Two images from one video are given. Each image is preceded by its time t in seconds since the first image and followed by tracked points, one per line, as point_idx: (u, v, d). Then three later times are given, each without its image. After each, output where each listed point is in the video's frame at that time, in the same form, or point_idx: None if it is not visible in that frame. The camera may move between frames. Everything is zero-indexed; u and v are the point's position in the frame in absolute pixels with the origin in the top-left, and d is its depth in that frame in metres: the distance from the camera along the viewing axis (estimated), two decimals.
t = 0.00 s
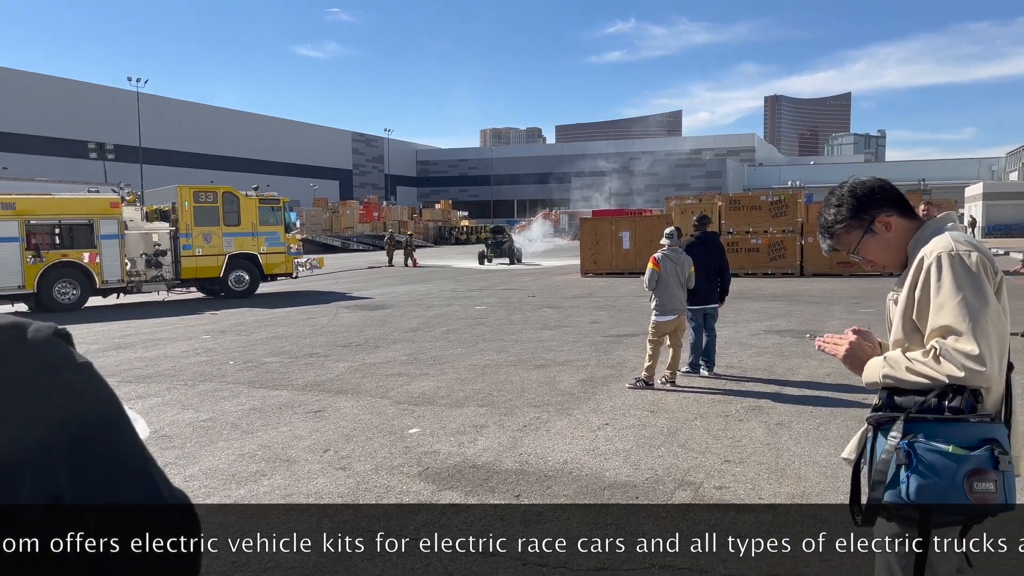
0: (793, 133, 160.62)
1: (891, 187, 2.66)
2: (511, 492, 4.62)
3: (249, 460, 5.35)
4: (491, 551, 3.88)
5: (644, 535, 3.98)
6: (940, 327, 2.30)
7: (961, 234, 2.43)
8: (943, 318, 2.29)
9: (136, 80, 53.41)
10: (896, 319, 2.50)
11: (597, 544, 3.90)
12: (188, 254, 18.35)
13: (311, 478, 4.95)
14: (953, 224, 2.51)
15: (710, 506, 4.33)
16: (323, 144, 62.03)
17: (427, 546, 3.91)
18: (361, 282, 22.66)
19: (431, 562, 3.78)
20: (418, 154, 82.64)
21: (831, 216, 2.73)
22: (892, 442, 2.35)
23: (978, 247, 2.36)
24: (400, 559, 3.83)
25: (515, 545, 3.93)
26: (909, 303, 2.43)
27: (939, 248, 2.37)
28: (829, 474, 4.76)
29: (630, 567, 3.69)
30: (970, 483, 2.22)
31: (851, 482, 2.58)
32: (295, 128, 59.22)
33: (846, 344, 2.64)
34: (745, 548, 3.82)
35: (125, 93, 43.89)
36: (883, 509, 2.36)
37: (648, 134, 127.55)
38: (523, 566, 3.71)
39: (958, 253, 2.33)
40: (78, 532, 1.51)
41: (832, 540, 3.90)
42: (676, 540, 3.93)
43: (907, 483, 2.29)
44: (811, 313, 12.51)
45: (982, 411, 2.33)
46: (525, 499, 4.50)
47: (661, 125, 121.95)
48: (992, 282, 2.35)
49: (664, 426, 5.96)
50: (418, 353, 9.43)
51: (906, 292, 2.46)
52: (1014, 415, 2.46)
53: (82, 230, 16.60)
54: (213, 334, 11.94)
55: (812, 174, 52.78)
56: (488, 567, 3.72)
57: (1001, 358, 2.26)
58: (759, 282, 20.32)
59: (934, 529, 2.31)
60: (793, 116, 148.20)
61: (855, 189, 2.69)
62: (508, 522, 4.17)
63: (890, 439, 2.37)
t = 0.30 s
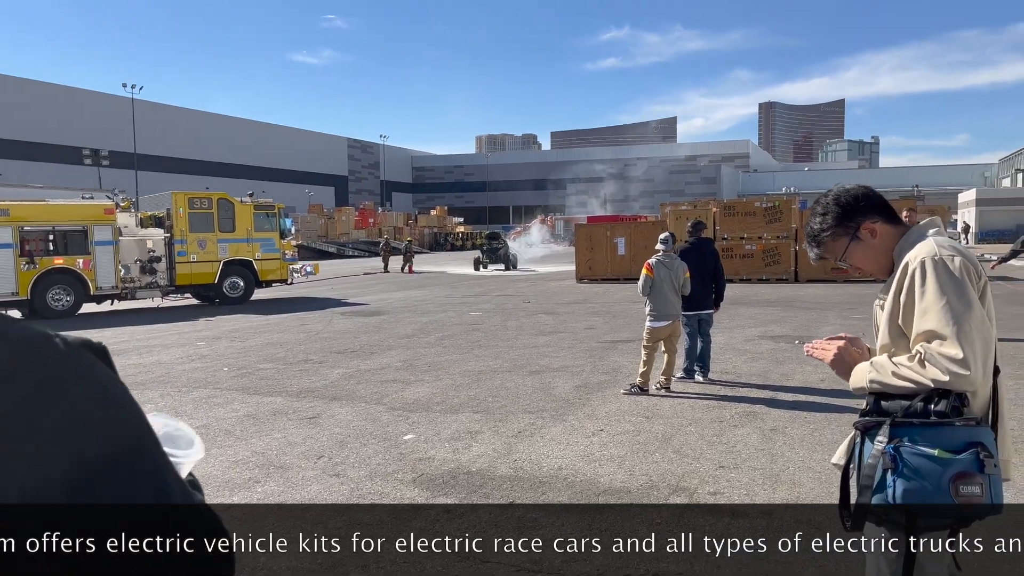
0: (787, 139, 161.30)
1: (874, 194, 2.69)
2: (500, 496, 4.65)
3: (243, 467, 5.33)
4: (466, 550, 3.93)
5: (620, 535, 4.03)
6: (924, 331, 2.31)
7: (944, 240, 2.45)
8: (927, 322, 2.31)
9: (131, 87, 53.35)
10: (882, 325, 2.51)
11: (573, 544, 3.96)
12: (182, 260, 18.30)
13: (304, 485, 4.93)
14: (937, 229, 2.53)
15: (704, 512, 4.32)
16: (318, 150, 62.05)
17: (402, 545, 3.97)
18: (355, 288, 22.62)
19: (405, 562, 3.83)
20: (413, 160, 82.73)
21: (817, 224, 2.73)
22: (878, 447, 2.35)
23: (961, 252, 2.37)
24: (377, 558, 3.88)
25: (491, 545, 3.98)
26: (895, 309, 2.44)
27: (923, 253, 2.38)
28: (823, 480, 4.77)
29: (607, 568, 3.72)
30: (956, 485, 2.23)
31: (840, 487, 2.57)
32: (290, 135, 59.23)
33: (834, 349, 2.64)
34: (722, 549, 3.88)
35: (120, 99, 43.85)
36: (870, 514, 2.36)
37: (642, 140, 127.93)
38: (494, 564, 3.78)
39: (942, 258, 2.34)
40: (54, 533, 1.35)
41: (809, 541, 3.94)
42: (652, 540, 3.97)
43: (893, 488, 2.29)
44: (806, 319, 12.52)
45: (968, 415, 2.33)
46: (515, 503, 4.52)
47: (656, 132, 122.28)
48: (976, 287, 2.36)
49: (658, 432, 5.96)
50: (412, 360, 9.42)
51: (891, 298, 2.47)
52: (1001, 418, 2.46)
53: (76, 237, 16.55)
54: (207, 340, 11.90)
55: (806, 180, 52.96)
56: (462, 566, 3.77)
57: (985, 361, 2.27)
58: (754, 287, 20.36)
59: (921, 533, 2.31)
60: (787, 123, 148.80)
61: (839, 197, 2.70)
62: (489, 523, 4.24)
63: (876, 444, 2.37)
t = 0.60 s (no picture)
0: (779, 149, 162.22)
1: (861, 207, 2.70)
2: (485, 498, 4.78)
3: (235, 477, 5.30)
4: (444, 550, 4.06)
5: (596, 535, 4.17)
6: (911, 344, 2.32)
7: (930, 252, 2.46)
8: (914, 335, 2.32)
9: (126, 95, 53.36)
10: (871, 337, 2.52)
11: (549, 544, 4.10)
12: (175, 269, 18.25)
13: (297, 496, 4.90)
14: (926, 242, 2.54)
15: (698, 522, 4.32)
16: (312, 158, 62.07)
17: (381, 544, 4.11)
18: (349, 297, 22.58)
19: (384, 560, 3.96)
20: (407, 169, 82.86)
21: (805, 238, 2.74)
22: (867, 459, 2.35)
23: (947, 264, 2.38)
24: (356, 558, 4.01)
25: (467, 545, 4.11)
26: (882, 322, 2.45)
27: (909, 266, 2.39)
28: (816, 490, 4.76)
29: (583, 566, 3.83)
30: (945, 497, 2.22)
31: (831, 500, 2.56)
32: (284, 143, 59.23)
33: (824, 363, 2.64)
34: (697, 548, 4.00)
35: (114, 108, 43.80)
36: (862, 527, 2.35)
37: (636, 149, 128.56)
38: (466, 561, 3.93)
39: (927, 270, 2.35)
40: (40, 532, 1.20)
41: (785, 541, 4.05)
42: (628, 540, 4.09)
43: (883, 501, 2.28)
44: (798, 329, 12.57)
45: (956, 426, 2.34)
46: (506, 512, 4.54)
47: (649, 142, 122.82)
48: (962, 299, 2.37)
49: (652, 442, 5.95)
50: (406, 369, 9.40)
51: (879, 311, 2.48)
52: (989, 429, 2.47)
53: (69, 245, 16.47)
54: (200, 349, 11.86)
55: (798, 190, 53.24)
56: (439, 564, 3.90)
57: (973, 372, 2.27)
58: (748, 297, 20.42)
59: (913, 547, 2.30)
60: (779, 134, 149.59)
61: (826, 211, 2.71)
62: (470, 522, 4.39)
63: (866, 457, 2.37)
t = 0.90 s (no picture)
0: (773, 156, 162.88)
1: (850, 215, 2.71)
2: (469, 501, 4.85)
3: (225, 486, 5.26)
4: (419, 549, 4.11)
5: (571, 536, 4.23)
6: (902, 351, 2.32)
7: (921, 260, 2.46)
8: (906, 343, 2.32)
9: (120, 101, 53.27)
10: (862, 345, 2.52)
11: (524, 544, 4.15)
12: (168, 276, 18.17)
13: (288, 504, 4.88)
14: (918, 251, 2.54)
15: (691, 528, 4.31)
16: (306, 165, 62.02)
17: (356, 545, 4.15)
18: (343, 304, 22.53)
19: (358, 561, 4.00)
20: (402, 176, 82.88)
21: (796, 246, 2.74)
22: (858, 467, 2.34)
23: (938, 273, 2.38)
24: (331, 558, 4.05)
25: (443, 545, 4.15)
26: (873, 330, 2.45)
27: (900, 274, 2.39)
28: (810, 498, 4.76)
29: (554, 565, 3.91)
30: (936, 504, 2.22)
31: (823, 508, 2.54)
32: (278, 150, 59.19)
33: (816, 371, 2.64)
34: (673, 549, 4.06)
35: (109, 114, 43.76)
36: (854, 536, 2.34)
37: (630, 156, 128.93)
38: (443, 562, 3.93)
39: (918, 278, 2.35)
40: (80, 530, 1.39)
41: (761, 542, 4.12)
42: (604, 540, 4.16)
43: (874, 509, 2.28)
44: (792, 337, 12.59)
45: (948, 434, 2.34)
46: (499, 521, 4.48)
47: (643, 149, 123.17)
48: (953, 308, 2.37)
49: (646, 450, 5.94)
50: (399, 376, 9.38)
51: (870, 319, 2.48)
52: (981, 438, 2.47)
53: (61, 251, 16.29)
54: (192, 356, 11.81)
55: (792, 198, 53.42)
56: (415, 563, 3.95)
57: (964, 380, 2.27)
58: (741, 304, 20.45)
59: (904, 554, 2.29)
60: (772, 141, 150.14)
61: (817, 220, 2.71)
62: (449, 522, 4.47)
63: (857, 465, 2.36)
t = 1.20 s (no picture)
0: (769, 159, 163.22)
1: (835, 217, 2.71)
2: (453, 501, 4.90)
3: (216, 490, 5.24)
4: (395, 550, 4.12)
5: (549, 536, 4.26)
6: (887, 353, 2.33)
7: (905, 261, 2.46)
8: (890, 345, 2.32)
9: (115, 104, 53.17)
10: (847, 347, 2.53)
11: (500, 544, 4.18)
12: (162, 279, 18.11)
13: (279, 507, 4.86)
14: (903, 252, 2.55)
15: (681, 530, 4.32)
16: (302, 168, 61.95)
17: (330, 546, 4.16)
18: (338, 307, 22.49)
19: (333, 560, 4.03)
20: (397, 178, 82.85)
21: (782, 248, 2.74)
22: (843, 470, 2.33)
23: (923, 274, 2.38)
24: (307, 560, 4.07)
25: (419, 545, 4.18)
26: (858, 332, 2.45)
27: (885, 276, 2.40)
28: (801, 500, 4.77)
29: (532, 564, 3.95)
30: (920, 507, 2.23)
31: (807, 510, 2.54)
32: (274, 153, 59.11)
33: (802, 372, 2.64)
34: (650, 548, 4.10)
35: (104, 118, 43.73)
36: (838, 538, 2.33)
37: (626, 159, 129.08)
38: (430, 565, 3.91)
39: (903, 280, 2.35)
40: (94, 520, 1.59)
41: (736, 541, 4.15)
42: (580, 540, 4.19)
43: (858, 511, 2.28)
44: (786, 339, 12.60)
45: (932, 436, 2.35)
46: (489, 524, 4.47)
47: (638, 152, 123.27)
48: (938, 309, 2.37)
49: (638, 453, 5.94)
50: (393, 379, 9.37)
51: (855, 320, 2.48)
52: (967, 439, 2.47)
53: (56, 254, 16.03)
54: (185, 359, 11.77)
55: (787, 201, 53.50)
56: (392, 563, 3.97)
57: (948, 383, 2.28)
58: (736, 307, 20.46)
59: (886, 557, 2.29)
60: (768, 144, 150.40)
61: (803, 221, 2.71)
62: (427, 523, 4.49)
63: (841, 467, 2.36)
